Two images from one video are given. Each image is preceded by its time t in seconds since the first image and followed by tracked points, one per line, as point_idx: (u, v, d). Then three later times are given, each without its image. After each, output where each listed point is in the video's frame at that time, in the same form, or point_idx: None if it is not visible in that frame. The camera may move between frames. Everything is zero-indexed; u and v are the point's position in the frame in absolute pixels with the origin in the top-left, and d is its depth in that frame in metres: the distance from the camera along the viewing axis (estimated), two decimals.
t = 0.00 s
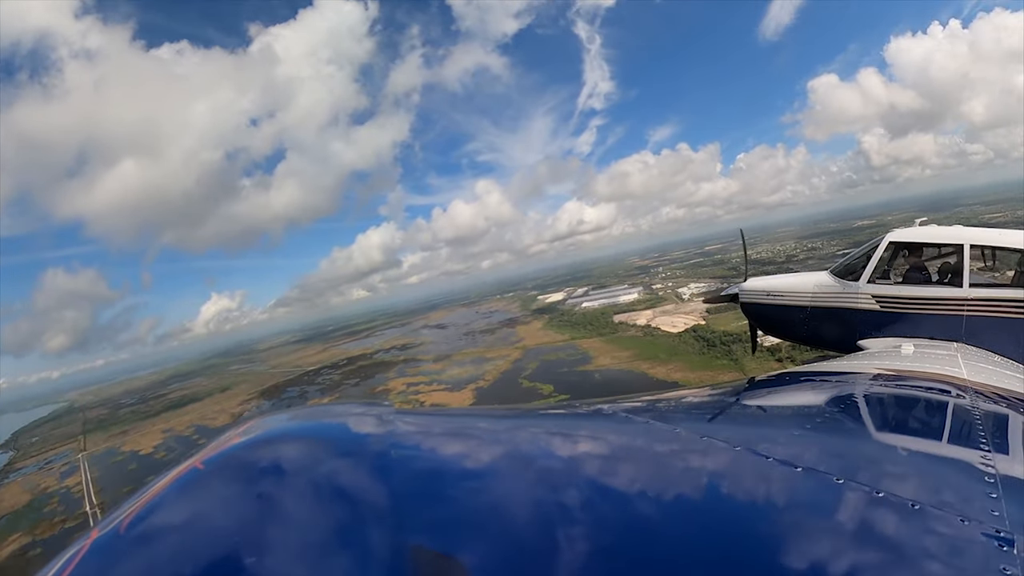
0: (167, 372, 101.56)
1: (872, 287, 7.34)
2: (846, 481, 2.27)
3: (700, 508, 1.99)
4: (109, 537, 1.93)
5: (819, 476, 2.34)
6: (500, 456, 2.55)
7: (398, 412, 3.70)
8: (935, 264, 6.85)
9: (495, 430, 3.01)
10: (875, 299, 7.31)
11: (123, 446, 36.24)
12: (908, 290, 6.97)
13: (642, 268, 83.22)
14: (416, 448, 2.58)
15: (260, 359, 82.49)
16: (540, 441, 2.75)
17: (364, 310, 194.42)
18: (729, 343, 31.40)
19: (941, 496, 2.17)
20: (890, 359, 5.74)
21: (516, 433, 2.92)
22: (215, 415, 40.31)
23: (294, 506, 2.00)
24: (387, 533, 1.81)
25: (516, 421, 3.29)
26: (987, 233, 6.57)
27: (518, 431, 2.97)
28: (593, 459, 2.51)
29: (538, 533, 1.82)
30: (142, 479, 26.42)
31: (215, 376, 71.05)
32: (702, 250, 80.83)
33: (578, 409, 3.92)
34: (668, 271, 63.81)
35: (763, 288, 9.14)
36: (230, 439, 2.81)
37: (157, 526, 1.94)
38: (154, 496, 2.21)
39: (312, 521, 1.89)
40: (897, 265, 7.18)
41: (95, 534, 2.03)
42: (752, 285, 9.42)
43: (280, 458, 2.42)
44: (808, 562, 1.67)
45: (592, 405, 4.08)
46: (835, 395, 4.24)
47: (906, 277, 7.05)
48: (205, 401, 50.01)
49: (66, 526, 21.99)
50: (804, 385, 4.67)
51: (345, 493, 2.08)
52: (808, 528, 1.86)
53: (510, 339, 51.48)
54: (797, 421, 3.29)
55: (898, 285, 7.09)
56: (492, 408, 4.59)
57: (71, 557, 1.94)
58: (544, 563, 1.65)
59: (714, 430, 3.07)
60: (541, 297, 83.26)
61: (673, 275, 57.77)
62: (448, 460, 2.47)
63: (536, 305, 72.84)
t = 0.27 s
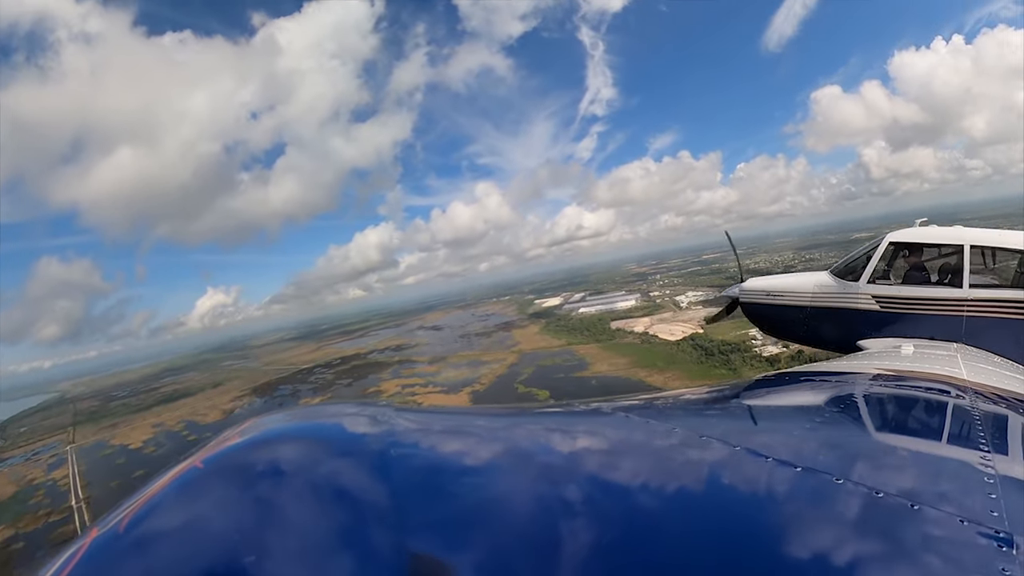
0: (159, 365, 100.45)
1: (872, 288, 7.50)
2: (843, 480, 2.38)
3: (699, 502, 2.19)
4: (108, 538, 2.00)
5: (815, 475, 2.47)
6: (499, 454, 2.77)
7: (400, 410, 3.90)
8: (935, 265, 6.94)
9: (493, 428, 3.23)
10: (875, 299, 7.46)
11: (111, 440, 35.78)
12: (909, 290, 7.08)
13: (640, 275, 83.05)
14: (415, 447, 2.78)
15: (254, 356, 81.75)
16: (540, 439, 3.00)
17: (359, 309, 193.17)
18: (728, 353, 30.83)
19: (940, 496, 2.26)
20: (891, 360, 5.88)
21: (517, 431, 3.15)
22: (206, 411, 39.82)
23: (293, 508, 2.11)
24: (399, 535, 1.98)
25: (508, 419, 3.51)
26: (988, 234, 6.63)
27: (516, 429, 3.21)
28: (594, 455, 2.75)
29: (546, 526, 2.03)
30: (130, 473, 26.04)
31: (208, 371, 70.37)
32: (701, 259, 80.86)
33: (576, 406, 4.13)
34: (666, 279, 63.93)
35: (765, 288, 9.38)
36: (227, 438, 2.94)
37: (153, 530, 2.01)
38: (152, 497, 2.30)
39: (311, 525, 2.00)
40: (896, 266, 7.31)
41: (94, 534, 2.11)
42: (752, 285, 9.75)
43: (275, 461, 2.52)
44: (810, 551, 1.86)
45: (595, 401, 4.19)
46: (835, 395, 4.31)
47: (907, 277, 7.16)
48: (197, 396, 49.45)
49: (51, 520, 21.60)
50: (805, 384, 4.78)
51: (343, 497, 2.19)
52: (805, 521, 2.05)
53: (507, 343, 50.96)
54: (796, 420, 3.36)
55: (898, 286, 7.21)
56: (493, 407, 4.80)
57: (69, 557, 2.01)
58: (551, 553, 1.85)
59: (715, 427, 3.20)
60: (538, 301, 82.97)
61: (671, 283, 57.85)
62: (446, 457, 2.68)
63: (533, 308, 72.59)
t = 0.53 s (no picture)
0: (148, 358, 98.95)
1: (871, 287, 8.05)
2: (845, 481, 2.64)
3: (701, 499, 2.55)
4: (104, 542, 2.36)
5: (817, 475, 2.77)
6: (497, 451, 3.33)
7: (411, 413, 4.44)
8: (936, 264, 7.48)
9: (492, 427, 3.88)
10: (875, 298, 8.01)
11: (100, 432, 35.38)
12: (907, 289, 7.64)
13: (637, 282, 83.10)
14: (415, 446, 3.34)
15: (246, 351, 80.81)
16: (541, 435, 3.61)
17: (354, 308, 191.99)
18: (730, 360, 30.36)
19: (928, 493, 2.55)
20: (893, 359, 6.32)
21: (516, 429, 3.79)
22: (198, 406, 39.33)
23: (287, 509, 2.50)
24: (393, 531, 2.37)
25: (504, 419, 4.11)
26: (986, 234, 7.19)
27: (513, 428, 3.82)
28: (595, 448, 3.31)
29: (550, 522, 2.39)
30: (118, 467, 25.77)
31: (199, 365, 69.51)
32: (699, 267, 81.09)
33: (577, 406, 4.69)
34: (663, 286, 64.25)
35: (766, 287, 9.97)
36: (230, 442, 3.39)
37: (153, 534, 2.36)
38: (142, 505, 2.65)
39: (306, 523, 2.39)
40: (896, 264, 7.88)
41: (96, 533, 2.48)
42: (751, 284, 10.32)
43: (267, 469, 2.93)
44: (817, 540, 2.17)
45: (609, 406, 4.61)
46: (838, 395, 4.63)
47: (908, 276, 7.71)
48: (188, 391, 49.02)
49: (34, 512, 21.25)
50: (811, 383, 5.19)
51: (335, 500, 2.59)
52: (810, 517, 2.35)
53: (503, 346, 50.09)
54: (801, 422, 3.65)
55: (898, 285, 7.76)
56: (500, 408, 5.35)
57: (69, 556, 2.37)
58: (558, 547, 2.21)
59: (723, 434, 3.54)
60: (535, 304, 82.89)
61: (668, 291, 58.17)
62: (450, 456, 3.22)
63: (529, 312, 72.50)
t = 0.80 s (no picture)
0: (144, 350, 98.56)
1: (871, 283, 8.11)
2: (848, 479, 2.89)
3: (706, 495, 2.75)
4: (102, 556, 2.37)
5: (821, 475, 3.00)
6: (500, 450, 3.51)
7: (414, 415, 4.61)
8: (936, 260, 7.56)
9: (491, 427, 4.02)
10: (875, 294, 8.06)
11: (91, 423, 35.16)
12: (907, 286, 7.70)
13: (636, 287, 82.85)
14: (417, 449, 3.47)
15: (242, 346, 80.46)
16: (542, 434, 3.81)
17: (351, 306, 191.22)
18: (730, 364, 29.84)
19: (928, 489, 2.80)
20: (893, 356, 6.38)
21: (516, 429, 3.96)
22: (190, 400, 39.04)
23: (291, 518, 2.54)
24: (403, 537, 2.42)
25: (502, 417, 4.29)
26: (985, 230, 7.28)
27: (514, 427, 4.00)
28: (599, 446, 3.56)
29: (558, 520, 2.53)
30: (107, 460, 25.55)
31: (195, 359, 69.27)
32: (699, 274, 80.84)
33: (578, 406, 4.89)
34: (663, 293, 64.14)
35: (767, 286, 10.11)
36: (229, 451, 3.45)
37: (151, 548, 2.38)
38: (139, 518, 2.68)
39: (311, 533, 2.43)
40: (897, 260, 7.97)
41: (96, 543, 2.52)
42: (750, 284, 10.51)
43: (266, 477, 2.95)
44: (825, 528, 2.38)
45: (614, 407, 4.78)
46: (840, 391, 4.76)
47: (907, 272, 7.79)
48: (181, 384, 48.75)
49: (20, 504, 20.98)
50: (814, 381, 5.24)
51: (339, 509, 2.62)
52: (813, 511, 2.56)
53: (500, 348, 50.04)
54: (805, 422, 3.88)
55: (898, 281, 7.83)
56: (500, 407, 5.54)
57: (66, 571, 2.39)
58: (566, 540, 2.36)
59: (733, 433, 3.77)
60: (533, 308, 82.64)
61: (668, 297, 58.08)
62: (452, 457, 3.36)
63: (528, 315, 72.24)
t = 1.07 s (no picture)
0: (159, 338, 100.00)
1: (888, 285, 8.02)
2: (863, 483, 2.85)
3: (723, 495, 2.74)
4: (112, 558, 2.35)
5: (834, 477, 2.96)
6: (514, 450, 3.47)
7: (425, 414, 4.59)
8: (954, 261, 7.57)
9: (504, 427, 3.99)
10: (892, 296, 7.98)
11: (102, 410, 35.68)
12: (925, 287, 7.65)
13: (650, 292, 82.00)
14: (431, 448, 3.44)
15: (255, 338, 81.20)
16: (557, 434, 3.77)
17: (364, 301, 192.28)
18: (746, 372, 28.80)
19: (945, 492, 2.76)
20: (909, 359, 6.24)
21: (529, 429, 3.93)
22: (200, 391, 39.38)
23: (305, 521, 2.50)
24: (420, 541, 2.38)
25: (514, 417, 4.26)
26: (1002, 230, 7.34)
27: (526, 427, 3.97)
28: (613, 446, 3.54)
29: (573, 521, 2.52)
30: (114, 447, 25.85)
31: (208, 349, 70.04)
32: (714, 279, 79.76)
33: (588, 407, 4.84)
34: (676, 298, 63.41)
35: (779, 287, 10.02)
36: (244, 449, 3.45)
37: (162, 548, 2.36)
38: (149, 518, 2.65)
39: (325, 537, 2.38)
40: (914, 260, 7.91)
41: (109, 542, 2.53)
42: (767, 284, 10.33)
43: (278, 479, 2.91)
44: (845, 528, 2.39)
45: (625, 408, 4.74)
46: (853, 395, 4.63)
47: (925, 273, 7.75)
48: (192, 374, 49.31)
49: (26, 487, 21.27)
50: (826, 384, 5.10)
51: (353, 512, 2.58)
52: (833, 511, 2.56)
53: (511, 349, 49.67)
54: (820, 424, 3.85)
55: (916, 282, 7.78)
56: (509, 406, 5.51)
57: (75, 573, 2.36)
58: (581, 541, 2.35)
59: (749, 433, 3.75)
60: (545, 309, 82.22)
61: (681, 302, 57.41)
62: (467, 457, 3.33)
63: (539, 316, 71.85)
